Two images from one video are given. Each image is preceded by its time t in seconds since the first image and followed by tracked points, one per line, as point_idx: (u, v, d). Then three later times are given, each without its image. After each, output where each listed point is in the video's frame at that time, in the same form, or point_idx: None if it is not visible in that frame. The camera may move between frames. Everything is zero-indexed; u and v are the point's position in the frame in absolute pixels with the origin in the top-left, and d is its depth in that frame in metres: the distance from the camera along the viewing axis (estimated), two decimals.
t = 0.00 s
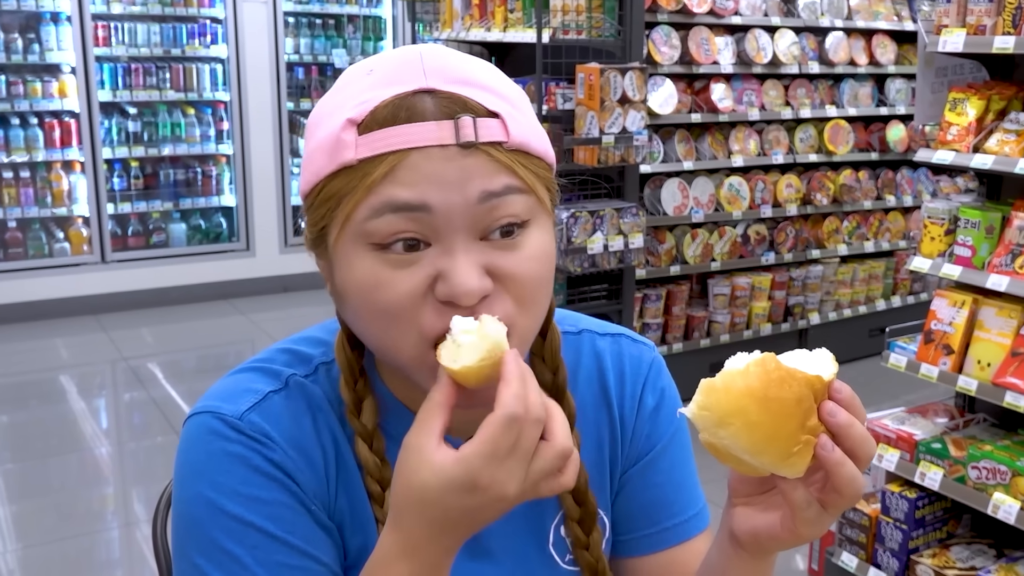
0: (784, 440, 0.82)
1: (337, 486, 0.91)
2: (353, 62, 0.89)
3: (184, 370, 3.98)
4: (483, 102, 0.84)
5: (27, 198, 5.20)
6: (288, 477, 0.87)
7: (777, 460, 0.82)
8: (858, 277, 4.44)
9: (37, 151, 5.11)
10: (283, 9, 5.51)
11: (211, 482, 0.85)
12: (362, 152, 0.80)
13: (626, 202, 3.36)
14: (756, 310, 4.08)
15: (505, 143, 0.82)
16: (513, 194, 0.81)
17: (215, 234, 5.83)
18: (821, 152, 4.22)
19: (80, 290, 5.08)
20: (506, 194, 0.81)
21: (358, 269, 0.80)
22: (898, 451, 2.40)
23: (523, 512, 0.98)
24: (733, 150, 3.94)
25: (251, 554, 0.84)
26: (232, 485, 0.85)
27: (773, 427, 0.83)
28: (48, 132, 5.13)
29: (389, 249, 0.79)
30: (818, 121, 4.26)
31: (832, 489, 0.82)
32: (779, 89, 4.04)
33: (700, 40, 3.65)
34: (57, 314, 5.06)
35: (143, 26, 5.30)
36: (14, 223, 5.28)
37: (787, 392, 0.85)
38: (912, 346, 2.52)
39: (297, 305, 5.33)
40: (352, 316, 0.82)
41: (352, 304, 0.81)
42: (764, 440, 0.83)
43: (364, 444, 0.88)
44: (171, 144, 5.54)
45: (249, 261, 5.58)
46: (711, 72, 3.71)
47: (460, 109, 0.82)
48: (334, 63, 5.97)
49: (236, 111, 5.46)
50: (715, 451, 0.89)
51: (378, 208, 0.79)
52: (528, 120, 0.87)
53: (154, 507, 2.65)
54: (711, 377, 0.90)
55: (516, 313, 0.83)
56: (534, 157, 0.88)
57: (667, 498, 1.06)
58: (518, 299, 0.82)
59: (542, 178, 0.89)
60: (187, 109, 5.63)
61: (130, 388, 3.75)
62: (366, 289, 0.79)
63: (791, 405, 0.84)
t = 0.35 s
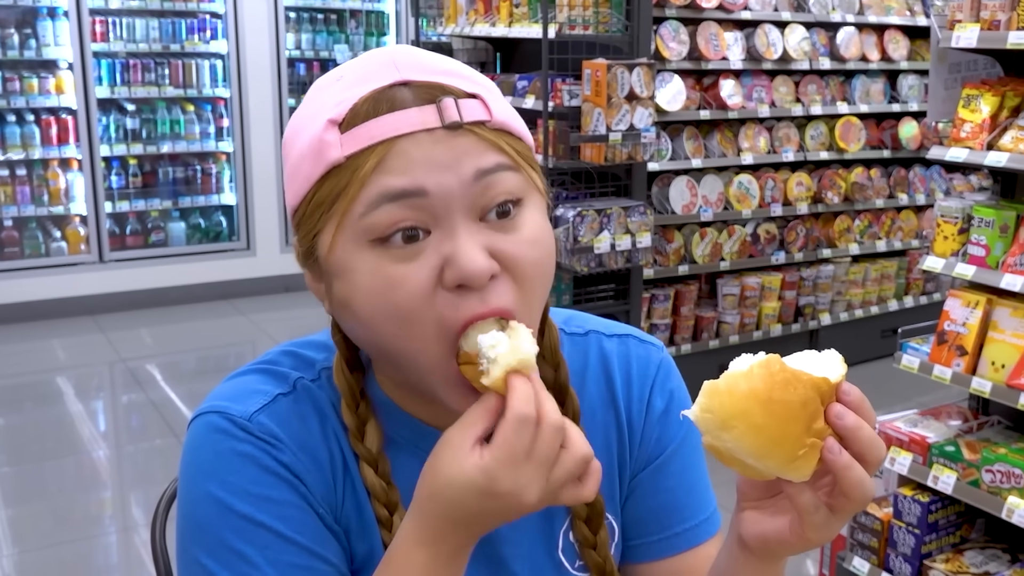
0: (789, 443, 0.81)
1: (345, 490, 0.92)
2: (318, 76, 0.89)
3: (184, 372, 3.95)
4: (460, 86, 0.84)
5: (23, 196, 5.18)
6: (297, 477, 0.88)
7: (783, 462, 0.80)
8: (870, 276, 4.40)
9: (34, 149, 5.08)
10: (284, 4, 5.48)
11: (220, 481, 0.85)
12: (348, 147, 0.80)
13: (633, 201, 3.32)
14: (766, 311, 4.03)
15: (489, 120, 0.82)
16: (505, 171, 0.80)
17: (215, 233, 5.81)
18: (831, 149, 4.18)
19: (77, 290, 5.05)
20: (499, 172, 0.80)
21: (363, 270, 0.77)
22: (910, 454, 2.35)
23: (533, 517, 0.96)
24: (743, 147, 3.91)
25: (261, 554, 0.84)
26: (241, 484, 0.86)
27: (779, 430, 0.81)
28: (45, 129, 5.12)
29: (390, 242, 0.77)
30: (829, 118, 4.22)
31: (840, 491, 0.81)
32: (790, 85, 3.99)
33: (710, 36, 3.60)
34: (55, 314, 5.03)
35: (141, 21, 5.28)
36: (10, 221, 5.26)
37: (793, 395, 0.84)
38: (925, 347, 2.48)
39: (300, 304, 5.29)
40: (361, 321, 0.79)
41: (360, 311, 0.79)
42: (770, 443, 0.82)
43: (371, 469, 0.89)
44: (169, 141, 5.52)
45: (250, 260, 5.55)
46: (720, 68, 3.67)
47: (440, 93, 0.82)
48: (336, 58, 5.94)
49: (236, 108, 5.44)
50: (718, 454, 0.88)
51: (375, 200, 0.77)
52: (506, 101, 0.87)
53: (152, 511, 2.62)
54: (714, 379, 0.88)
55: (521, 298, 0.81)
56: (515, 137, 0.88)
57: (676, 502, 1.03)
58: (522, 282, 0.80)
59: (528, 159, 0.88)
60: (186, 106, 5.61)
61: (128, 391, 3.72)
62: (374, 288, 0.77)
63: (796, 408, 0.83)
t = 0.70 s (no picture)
0: (805, 433, 0.80)
1: (348, 493, 0.88)
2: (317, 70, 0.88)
3: (183, 373, 3.92)
4: (464, 66, 0.84)
5: (20, 195, 5.16)
6: (300, 480, 0.85)
7: (798, 453, 0.79)
8: (883, 276, 4.34)
9: (30, 146, 5.06)
10: None
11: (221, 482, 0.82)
12: (357, 126, 0.78)
13: (641, 199, 3.27)
14: (776, 311, 3.99)
15: (494, 96, 0.82)
16: (515, 145, 0.79)
17: (215, 232, 5.78)
18: (843, 146, 4.12)
19: (74, 290, 5.03)
20: (508, 146, 0.79)
21: (379, 247, 0.75)
22: (924, 457, 2.31)
23: (543, 515, 0.92)
24: (753, 144, 3.86)
25: (262, 558, 0.81)
26: (243, 486, 0.82)
27: (795, 420, 0.81)
28: (41, 125, 5.09)
29: (404, 216, 0.76)
30: (841, 114, 4.17)
31: (856, 484, 0.78)
32: (801, 81, 3.96)
33: (719, 31, 3.56)
34: (53, 315, 5.01)
35: (140, 16, 5.27)
36: (6, 220, 5.23)
37: (809, 386, 0.83)
38: (939, 349, 2.43)
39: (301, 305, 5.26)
40: (373, 305, 0.76)
41: (374, 295, 0.76)
42: (785, 433, 0.80)
43: (373, 471, 0.86)
44: (168, 138, 5.51)
45: (251, 260, 5.53)
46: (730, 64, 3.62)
47: (444, 71, 0.82)
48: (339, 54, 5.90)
49: (237, 104, 5.41)
50: (734, 447, 0.86)
51: (388, 173, 0.76)
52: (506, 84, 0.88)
53: (151, 516, 2.59)
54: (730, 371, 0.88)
55: (537, 274, 0.79)
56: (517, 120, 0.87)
57: (683, 505, 0.99)
58: (537, 257, 0.78)
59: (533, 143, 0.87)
60: (186, 102, 5.58)
61: (127, 393, 3.69)
62: (389, 265, 0.75)
63: (811, 398, 0.82)
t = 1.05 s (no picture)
0: (813, 438, 0.77)
1: (351, 497, 0.85)
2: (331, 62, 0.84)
3: (182, 375, 3.90)
4: (478, 71, 0.80)
5: (16, 193, 5.13)
6: (304, 484, 0.82)
7: (806, 460, 0.75)
8: (895, 276, 4.30)
9: (26, 143, 5.04)
10: None
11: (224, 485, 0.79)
12: (364, 130, 0.75)
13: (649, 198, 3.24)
14: (786, 312, 3.95)
15: (508, 106, 0.78)
16: (523, 158, 0.76)
17: (214, 231, 5.77)
18: (855, 144, 4.08)
19: (71, 290, 5.01)
20: (517, 159, 0.76)
21: (376, 253, 0.73)
22: (936, 460, 2.27)
23: (549, 521, 0.89)
24: (763, 142, 3.81)
25: (265, 562, 0.78)
26: (246, 489, 0.80)
27: (802, 426, 0.78)
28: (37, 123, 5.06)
29: (404, 226, 0.73)
30: (852, 111, 4.13)
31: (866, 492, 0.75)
32: (811, 78, 3.92)
33: (728, 26, 3.53)
34: (50, 315, 4.99)
35: (138, 12, 5.24)
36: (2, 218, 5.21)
37: (817, 391, 0.81)
38: (952, 350, 2.39)
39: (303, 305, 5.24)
40: (369, 312, 0.74)
41: (370, 301, 0.73)
42: (792, 439, 0.78)
43: (373, 469, 0.82)
44: (167, 135, 5.48)
45: (252, 259, 5.52)
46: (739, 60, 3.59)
47: (458, 77, 0.78)
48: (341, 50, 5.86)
49: (237, 100, 5.39)
50: (741, 453, 0.83)
51: (390, 181, 0.73)
52: (524, 90, 0.83)
53: (150, 520, 2.56)
54: (736, 375, 0.85)
55: (540, 293, 0.76)
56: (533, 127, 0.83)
57: (690, 508, 0.95)
58: (540, 275, 0.75)
59: (547, 151, 0.84)
60: (185, 99, 5.56)
61: (125, 395, 3.66)
62: (387, 272, 0.72)
63: (820, 403, 0.80)
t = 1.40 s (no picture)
0: (830, 438, 0.75)
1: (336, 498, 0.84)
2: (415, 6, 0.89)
3: (181, 377, 3.87)
4: (542, 53, 0.83)
5: (12, 190, 5.11)
6: (287, 489, 0.81)
7: (822, 458, 0.74)
8: (908, 276, 4.26)
9: (22, 140, 5.00)
10: None
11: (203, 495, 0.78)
12: (416, 71, 0.80)
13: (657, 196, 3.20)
14: (797, 312, 3.90)
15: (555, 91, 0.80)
16: (552, 143, 0.79)
17: (214, 230, 5.76)
18: (867, 141, 4.04)
19: (69, 291, 4.99)
20: (544, 142, 0.79)
21: (383, 187, 0.79)
22: (950, 463, 2.23)
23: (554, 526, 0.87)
24: (773, 139, 3.79)
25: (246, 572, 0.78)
26: (225, 498, 0.79)
27: (818, 424, 0.77)
28: (34, 119, 5.02)
29: (416, 170, 0.78)
30: (864, 108, 4.08)
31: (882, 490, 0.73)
32: (822, 74, 3.88)
33: (738, 21, 3.48)
34: (48, 316, 4.97)
35: (138, 6, 5.21)
36: None
37: (833, 388, 0.80)
38: (965, 351, 2.35)
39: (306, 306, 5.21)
40: (366, 242, 0.80)
41: (370, 233, 0.79)
42: (808, 437, 0.76)
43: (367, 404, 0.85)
44: (166, 131, 5.43)
45: (253, 259, 5.50)
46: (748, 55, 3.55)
47: (519, 50, 0.81)
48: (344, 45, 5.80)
49: (238, 96, 5.37)
50: (755, 451, 0.82)
51: (415, 125, 0.78)
52: (585, 83, 0.85)
53: (147, 525, 2.53)
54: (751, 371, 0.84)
55: (529, 273, 0.80)
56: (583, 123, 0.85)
57: (701, 511, 0.93)
58: (534, 254, 0.79)
59: (591, 147, 0.86)
60: (185, 95, 5.54)
61: (123, 397, 3.64)
62: (388, 207, 0.78)
63: (836, 400, 0.79)
